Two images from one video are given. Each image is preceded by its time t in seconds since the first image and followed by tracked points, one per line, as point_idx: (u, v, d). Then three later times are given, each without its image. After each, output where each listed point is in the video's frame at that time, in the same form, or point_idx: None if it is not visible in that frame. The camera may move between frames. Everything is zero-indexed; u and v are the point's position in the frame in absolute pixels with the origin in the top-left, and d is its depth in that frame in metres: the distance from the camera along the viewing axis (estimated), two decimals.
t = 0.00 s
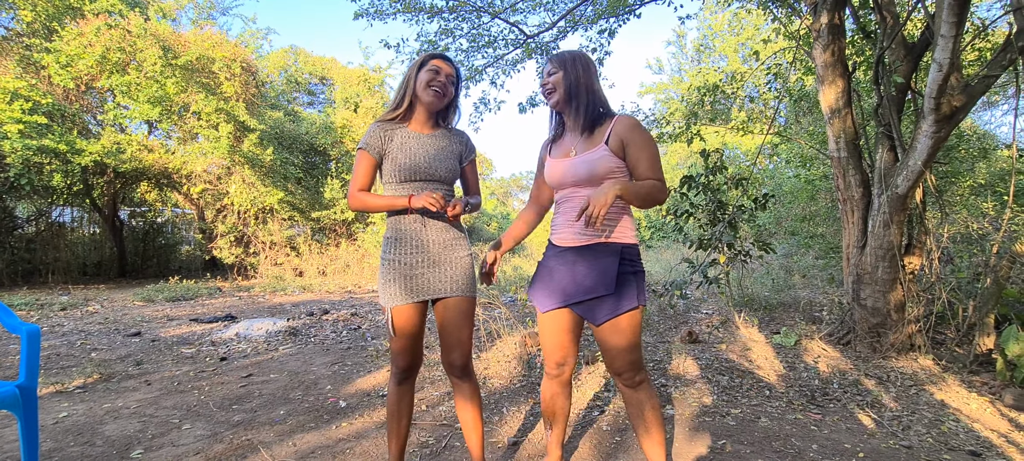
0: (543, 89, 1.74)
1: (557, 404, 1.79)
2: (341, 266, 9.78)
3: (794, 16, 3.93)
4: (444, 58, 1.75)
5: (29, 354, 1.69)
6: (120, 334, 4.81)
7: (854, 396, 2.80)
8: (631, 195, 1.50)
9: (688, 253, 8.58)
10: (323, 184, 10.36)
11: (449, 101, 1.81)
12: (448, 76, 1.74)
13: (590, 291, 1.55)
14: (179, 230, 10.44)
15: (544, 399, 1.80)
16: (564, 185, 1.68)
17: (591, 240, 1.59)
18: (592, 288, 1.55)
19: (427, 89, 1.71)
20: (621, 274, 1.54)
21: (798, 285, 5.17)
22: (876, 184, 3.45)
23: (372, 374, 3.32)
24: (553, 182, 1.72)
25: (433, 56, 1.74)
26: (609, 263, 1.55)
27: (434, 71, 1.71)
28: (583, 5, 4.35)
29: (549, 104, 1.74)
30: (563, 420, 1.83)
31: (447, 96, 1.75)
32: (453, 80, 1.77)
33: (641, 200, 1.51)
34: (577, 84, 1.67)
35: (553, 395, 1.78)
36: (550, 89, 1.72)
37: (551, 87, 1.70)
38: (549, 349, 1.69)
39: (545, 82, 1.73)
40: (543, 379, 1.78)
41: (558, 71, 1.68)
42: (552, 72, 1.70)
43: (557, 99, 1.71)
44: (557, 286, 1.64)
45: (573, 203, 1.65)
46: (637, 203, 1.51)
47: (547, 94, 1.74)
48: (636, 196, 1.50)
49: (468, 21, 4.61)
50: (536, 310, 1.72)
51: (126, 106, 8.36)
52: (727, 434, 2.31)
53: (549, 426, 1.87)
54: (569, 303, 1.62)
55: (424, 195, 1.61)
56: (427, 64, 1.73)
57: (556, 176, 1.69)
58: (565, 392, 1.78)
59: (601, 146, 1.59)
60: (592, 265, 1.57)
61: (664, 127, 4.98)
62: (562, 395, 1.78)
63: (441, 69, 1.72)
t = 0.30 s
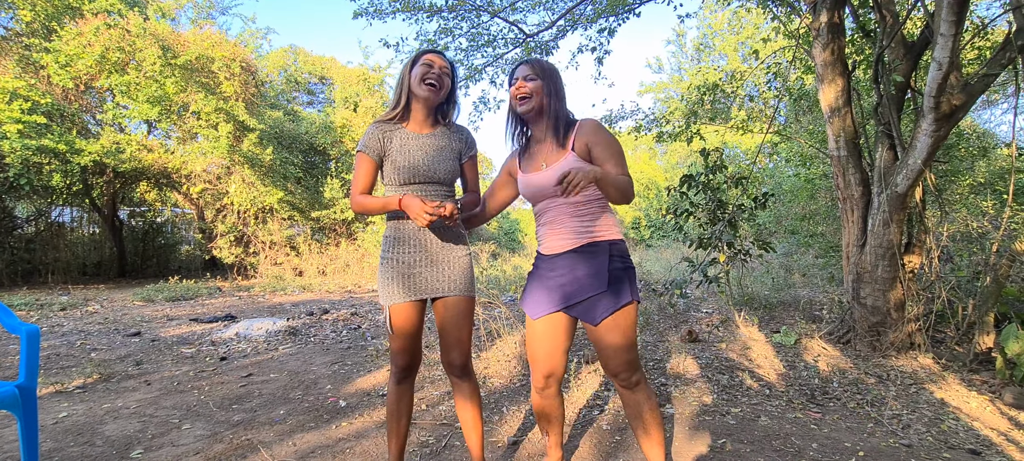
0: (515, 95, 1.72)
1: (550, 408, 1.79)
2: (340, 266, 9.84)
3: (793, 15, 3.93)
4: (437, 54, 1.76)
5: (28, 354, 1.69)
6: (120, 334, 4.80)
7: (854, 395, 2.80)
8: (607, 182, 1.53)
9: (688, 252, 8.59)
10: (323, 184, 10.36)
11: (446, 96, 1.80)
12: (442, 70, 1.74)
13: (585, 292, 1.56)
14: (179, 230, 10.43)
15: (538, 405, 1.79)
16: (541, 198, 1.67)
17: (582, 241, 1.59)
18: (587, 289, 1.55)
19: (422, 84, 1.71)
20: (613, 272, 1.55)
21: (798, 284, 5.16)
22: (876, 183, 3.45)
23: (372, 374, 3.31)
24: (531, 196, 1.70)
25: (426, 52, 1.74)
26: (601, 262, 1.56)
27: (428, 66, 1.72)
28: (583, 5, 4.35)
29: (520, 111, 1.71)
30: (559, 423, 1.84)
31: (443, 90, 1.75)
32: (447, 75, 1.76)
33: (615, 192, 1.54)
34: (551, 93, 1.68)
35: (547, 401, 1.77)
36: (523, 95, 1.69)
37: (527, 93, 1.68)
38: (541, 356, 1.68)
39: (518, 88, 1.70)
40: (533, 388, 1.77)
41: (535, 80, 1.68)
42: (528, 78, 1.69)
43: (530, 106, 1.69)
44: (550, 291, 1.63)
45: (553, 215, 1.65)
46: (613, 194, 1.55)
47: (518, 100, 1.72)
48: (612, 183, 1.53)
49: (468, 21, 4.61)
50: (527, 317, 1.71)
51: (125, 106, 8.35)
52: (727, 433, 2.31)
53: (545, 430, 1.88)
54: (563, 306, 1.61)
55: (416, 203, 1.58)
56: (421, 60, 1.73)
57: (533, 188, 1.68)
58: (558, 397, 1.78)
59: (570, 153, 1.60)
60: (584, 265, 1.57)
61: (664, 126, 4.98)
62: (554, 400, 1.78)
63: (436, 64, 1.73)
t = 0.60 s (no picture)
0: (477, 96, 1.71)
1: (549, 405, 1.81)
2: (341, 264, 9.79)
3: (794, 13, 3.92)
4: (424, 44, 1.70)
5: (28, 354, 1.69)
6: (120, 333, 4.80)
7: (855, 393, 2.80)
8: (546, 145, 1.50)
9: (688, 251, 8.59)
10: (322, 182, 10.35)
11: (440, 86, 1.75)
12: (429, 64, 1.68)
13: (582, 276, 1.62)
14: (179, 229, 10.42)
15: (536, 404, 1.81)
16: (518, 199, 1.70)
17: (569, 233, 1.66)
18: (581, 276, 1.62)
19: (410, 82, 1.67)
20: (601, 257, 1.65)
21: (798, 283, 5.16)
22: (876, 182, 3.44)
23: (372, 373, 3.31)
24: (501, 199, 1.74)
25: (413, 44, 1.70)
26: (590, 249, 1.64)
27: (413, 61, 1.66)
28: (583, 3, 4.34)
29: (491, 116, 1.72)
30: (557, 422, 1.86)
31: (433, 84, 1.69)
32: (435, 65, 1.70)
33: (578, 175, 1.58)
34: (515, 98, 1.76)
35: (546, 398, 1.79)
36: (494, 100, 1.70)
37: (499, 97, 1.70)
38: (537, 351, 1.72)
39: (488, 92, 1.70)
40: (529, 388, 1.79)
41: (505, 86, 1.73)
42: (496, 83, 1.71)
43: (500, 111, 1.71)
44: (545, 284, 1.68)
45: (531, 215, 1.69)
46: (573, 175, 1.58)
47: (486, 104, 1.71)
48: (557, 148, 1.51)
49: (468, 19, 4.60)
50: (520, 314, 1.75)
51: (124, 105, 8.34)
52: (728, 431, 2.31)
53: (544, 429, 1.88)
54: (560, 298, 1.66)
55: (411, 206, 1.59)
56: (406, 55, 1.68)
57: (507, 191, 1.71)
58: (556, 395, 1.81)
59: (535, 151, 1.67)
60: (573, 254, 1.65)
61: (664, 124, 4.98)
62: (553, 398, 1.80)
63: (420, 57, 1.67)
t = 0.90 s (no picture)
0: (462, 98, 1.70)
1: (547, 401, 1.81)
2: (341, 263, 9.75)
3: (795, 11, 3.91)
4: (409, 42, 1.69)
5: (28, 353, 1.69)
6: (120, 332, 4.81)
7: (855, 391, 2.80)
8: (489, 126, 1.48)
9: (688, 249, 8.59)
10: (322, 181, 10.35)
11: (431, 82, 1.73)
12: (416, 62, 1.67)
13: (575, 272, 1.61)
14: (179, 228, 10.41)
15: (535, 401, 1.81)
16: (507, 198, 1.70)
17: (558, 230, 1.64)
18: (570, 271, 1.62)
19: (398, 83, 1.66)
20: (590, 252, 1.63)
21: (798, 281, 5.17)
22: (877, 180, 3.44)
23: (372, 372, 3.31)
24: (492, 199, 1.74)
25: (398, 43, 1.69)
26: (579, 245, 1.63)
27: (399, 62, 1.65)
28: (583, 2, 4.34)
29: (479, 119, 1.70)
30: (555, 419, 1.85)
31: (422, 83, 1.67)
32: (423, 63, 1.69)
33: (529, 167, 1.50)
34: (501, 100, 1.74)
35: (542, 393, 1.79)
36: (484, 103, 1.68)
37: (489, 101, 1.69)
38: (532, 344, 1.74)
39: (476, 95, 1.68)
40: (529, 381, 1.81)
41: (492, 89, 1.72)
42: (484, 86, 1.70)
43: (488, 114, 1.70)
44: (537, 279, 1.69)
45: (519, 213, 1.68)
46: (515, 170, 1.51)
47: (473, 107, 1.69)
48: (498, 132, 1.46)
49: (468, 17, 4.59)
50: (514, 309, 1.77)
51: (124, 104, 8.34)
52: (729, 430, 2.31)
53: (542, 424, 1.89)
54: (552, 294, 1.67)
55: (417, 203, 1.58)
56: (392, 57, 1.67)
57: (499, 192, 1.71)
58: (555, 391, 1.81)
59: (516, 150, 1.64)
60: (563, 250, 1.63)
61: (665, 123, 4.98)
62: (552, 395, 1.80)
63: (406, 57, 1.66)
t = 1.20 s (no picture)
0: (467, 97, 1.70)
1: (548, 401, 1.81)
2: (342, 262, 9.70)
3: (795, 8, 3.90)
4: (409, 40, 1.69)
5: (30, 354, 1.68)
6: (122, 331, 4.81)
7: (857, 389, 2.80)
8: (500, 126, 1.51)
9: (689, 247, 8.59)
10: (323, 180, 10.35)
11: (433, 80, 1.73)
12: (416, 60, 1.67)
13: (579, 272, 1.60)
14: (179, 228, 10.41)
15: (538, 398, 1.82)
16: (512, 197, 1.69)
17: (562, 229, 1.64)
18: (573, 271, 1.61)
19: (400, 80, 1.66)
20: (594, 253, 1.62)
21: (800, 278, 5.17)
22: (878, 178, 3.43)
23: (373, 371, 3.31)
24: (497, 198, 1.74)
25: (399, 41, 1.69)
26: (583, 244, 1.62)
27: (400, 60, 1.65)
28: None
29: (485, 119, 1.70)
30: (557, 418, 1.85)
31: (424, 81, 1.67)
32: (424, 61, 1.69)
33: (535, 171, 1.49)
34: (508, 100, 1.73)
35: (544, 391, 1.80)
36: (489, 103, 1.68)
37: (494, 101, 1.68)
38: (535, 342, 1.74)
39: (481, 95, 1.68)
40: (531, 379, 1.81)
41: (497, 88, 1.71)
42: (489, 86, 1.69)
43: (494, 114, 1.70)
44: (540, 278, 1.69)
45: (524, 212, 1.68)
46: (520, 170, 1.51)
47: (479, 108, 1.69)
48: (507, 131, 1.49)
49: (468, 16, 4.58)
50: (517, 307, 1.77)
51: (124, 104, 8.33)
52: (730, 428, 2.31)
53: (544, 422, 1.89)
54: (555, 293, 1.67)
55: (414, 207, 1.58)
56: (394, 55, 1.67)
57: (504, 191, 1.71)
58: (557, 389, 1.81)
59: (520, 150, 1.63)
60: (568, 250, 1.63)
61: (665, 121, 4.98)
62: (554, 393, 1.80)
63: (407, 55, 1.66)
